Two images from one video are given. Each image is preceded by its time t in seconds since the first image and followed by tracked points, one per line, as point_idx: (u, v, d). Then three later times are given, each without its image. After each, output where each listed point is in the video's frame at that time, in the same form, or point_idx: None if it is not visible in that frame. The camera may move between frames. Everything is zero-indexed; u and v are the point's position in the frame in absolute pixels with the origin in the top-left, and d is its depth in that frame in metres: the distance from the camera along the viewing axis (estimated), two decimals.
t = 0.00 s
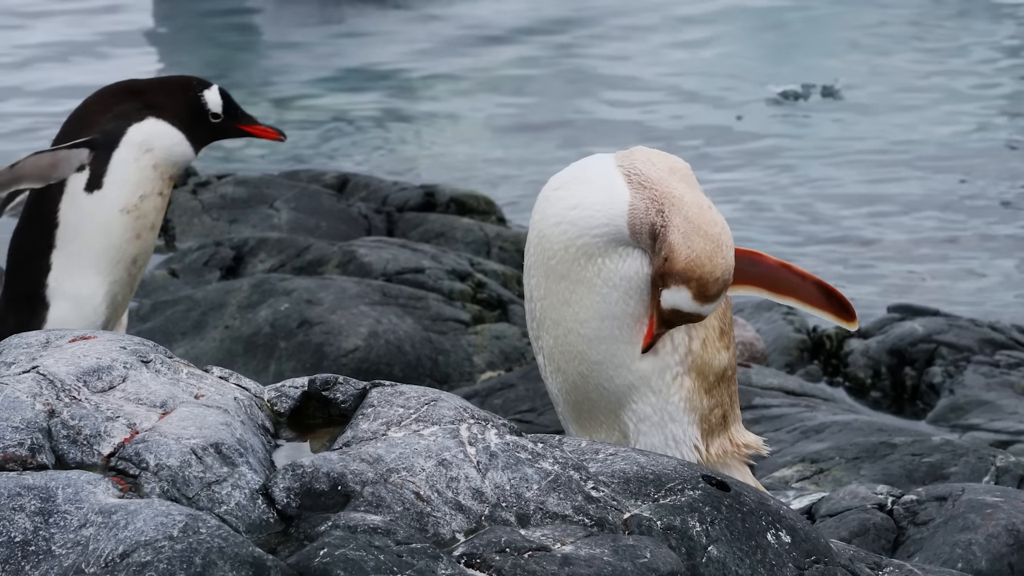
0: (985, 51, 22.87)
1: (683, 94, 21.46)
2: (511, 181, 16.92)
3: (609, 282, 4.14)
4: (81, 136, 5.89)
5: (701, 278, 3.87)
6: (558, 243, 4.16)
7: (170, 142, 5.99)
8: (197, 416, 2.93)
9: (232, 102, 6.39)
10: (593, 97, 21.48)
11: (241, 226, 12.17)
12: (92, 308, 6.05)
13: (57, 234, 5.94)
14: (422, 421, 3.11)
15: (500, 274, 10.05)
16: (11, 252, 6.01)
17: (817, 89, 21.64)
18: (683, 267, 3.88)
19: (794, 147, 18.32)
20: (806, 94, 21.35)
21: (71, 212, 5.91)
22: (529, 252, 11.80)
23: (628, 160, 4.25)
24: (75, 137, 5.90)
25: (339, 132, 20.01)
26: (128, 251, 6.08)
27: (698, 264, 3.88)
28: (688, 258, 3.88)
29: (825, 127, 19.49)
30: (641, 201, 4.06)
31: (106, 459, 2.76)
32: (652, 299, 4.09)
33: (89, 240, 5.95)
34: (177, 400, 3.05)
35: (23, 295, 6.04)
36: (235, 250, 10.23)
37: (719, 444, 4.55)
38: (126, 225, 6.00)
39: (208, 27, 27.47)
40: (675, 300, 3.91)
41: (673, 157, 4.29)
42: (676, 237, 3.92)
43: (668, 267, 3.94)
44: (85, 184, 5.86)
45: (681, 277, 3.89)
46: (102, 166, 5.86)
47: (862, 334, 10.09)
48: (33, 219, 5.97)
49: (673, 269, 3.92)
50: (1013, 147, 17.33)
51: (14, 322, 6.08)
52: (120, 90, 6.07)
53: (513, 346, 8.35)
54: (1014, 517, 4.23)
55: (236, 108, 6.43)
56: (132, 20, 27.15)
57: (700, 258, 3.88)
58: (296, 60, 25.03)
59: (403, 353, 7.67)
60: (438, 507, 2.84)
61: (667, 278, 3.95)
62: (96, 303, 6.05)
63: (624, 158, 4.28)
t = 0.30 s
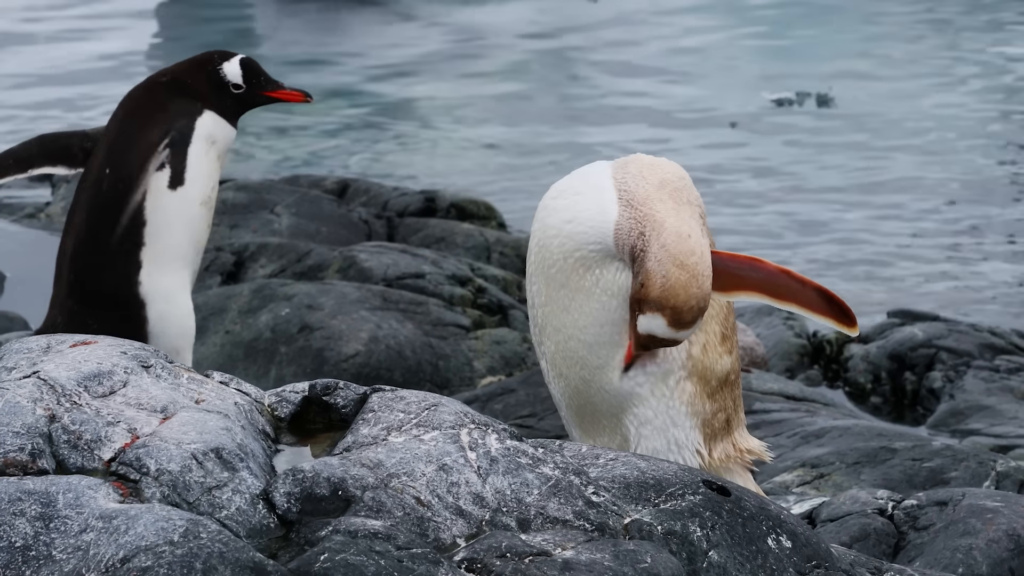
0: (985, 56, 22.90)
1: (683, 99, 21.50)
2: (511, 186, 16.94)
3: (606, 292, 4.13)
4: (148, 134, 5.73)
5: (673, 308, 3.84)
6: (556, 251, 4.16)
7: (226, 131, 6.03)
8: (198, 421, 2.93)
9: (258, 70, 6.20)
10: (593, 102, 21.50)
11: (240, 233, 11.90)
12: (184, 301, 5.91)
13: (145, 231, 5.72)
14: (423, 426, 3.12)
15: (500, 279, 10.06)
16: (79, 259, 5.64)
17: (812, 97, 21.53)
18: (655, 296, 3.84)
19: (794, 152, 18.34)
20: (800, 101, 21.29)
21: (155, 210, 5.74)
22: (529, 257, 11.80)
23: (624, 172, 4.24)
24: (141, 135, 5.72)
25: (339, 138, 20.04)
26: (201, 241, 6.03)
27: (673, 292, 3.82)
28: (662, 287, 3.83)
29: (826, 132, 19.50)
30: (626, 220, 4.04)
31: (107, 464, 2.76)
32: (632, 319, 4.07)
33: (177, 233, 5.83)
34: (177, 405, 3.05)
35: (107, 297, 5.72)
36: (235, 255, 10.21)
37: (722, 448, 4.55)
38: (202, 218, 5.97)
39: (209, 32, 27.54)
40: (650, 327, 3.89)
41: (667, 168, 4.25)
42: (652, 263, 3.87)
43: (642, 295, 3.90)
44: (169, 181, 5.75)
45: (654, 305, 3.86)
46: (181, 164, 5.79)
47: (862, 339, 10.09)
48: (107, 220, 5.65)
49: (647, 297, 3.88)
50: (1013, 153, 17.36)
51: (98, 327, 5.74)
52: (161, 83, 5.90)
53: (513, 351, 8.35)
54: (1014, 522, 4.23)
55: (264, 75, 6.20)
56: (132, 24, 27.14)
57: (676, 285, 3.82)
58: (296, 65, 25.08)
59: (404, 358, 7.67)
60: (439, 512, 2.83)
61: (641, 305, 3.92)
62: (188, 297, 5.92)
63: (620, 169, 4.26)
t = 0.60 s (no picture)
0: (985, 62, 22.91)
1: (683, 105, 21.52)
2: (511, 192, 16.96)
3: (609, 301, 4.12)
4: (178, 148, 5.81)
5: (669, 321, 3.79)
6: (559, 261, 4.16)
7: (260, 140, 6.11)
8: (198, 426, 2.93)
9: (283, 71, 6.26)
10: (594, 108, 21.52)
11: (240, 238, 11.97)
12: (213, 308, 6.05)
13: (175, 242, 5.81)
14: (424, 431, 3.12)
15: (501, 285, 10.08)
16: (109, 266, 5.71)
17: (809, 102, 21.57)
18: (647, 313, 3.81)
19: (794, 158, 18.37)
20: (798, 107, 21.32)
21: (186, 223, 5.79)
22: (530, 263, 11.81)
23: (624, 183, 4.23)
24: (172, 148, 5.81)
25: (338, 143, 20.06)
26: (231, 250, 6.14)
27: (668, 307, 3.78)
28: (658, 300, 3.79)
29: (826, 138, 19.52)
30: (622, 235, 4.02)
31: (108, 469, 2.76)
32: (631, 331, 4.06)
33: (208, 245, 5.94)
34: (178, 410, 3.05)
35: (141, 302, 5.82)
36: (235, 262, 10.22)
37: (725, 450, 4.55)
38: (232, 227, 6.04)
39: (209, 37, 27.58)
40: (647, 342, 3.85)
41: (666, 179, 4.24)
42: (646, 277, 3.84)
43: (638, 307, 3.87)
44: (202, 195, 5.82)
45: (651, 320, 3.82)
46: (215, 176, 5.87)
47: (863, 345, 10.10)
48: (137, 229, 5.73)
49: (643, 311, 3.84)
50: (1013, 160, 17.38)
51: (126, 331, 5.82)
52: (189, 92, 6.00)
53: (514, 357, 8.36)
54: (1015, 527, 4.22)
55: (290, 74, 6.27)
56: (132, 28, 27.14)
57: (670, 300, 3.77)
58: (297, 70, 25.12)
59: (404, 364, 7.67)
60: (439, 518, 2.84)
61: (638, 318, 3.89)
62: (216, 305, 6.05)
63: (618, 181, 4.26)
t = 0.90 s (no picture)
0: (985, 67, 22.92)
1: (683, 111, 21.54)
2: (512, 197, 16.97)
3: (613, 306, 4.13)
4: (173, 152, 5.78)
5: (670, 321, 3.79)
6: (562, 267, 4.15)
7: (262, 143, 6.06)
8: (199, 433, 2.93)
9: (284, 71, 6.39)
10: (594, 114, 21.54)
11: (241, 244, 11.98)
12: (212, 313, 6.06)
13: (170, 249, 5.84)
14: (425, 438, 3.12)
15: (502, 291, 10.07)
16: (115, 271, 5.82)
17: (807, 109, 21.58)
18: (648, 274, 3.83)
19: (794, 164, 18.38)
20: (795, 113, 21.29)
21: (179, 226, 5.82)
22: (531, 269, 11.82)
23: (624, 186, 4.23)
24: (170, 152, 5.79)
25: (338, 150, 20.09)
26: (234, 256, 6.12)
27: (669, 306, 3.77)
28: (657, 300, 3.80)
29: (826, 144, 19.54)
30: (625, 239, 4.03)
31: (109, 476, 2.76)
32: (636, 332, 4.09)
33: (201, 250, 5.91)
34: (179, 417, 3.05)
35: (139, 307, 5.91)
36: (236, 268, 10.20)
37: (730, 454, 4.52)
38: (232, 234, 6.02)
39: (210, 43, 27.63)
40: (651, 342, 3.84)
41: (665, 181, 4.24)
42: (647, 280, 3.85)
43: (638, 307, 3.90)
44: (194, 198, 5.81)
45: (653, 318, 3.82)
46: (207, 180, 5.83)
47: (865, 351, 10.10)
48: (135, 235, 5.79)
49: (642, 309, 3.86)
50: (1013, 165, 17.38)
51: (127, 338, 5.94)
52: (190, 100, 5.98)
53: (515, 363, 8.35)
54: (1017, 532, 4.21)
55: (292, 74, 6.40)
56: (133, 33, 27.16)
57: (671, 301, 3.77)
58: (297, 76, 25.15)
59: (405, 370, 7.66)
60: (440, 524, 2.83)
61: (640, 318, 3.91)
62: (215, 310, 6.06)
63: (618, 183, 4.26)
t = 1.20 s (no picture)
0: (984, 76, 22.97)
1: (683, 120, 21.59)
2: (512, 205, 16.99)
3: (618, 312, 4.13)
4: (174, 156, 5.84)
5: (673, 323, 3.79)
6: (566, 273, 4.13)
7: (259, 142, 6.12)
8: (201, 441, 2.94)
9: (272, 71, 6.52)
10: (594, 123, 21.59)
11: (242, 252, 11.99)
12: (221, 317, 6.09)
13: (176, 254, 5.87)
14: (427, 445, 3.12)
15: (503, 299, 10.09)
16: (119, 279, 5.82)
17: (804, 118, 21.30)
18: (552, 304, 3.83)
19: (795, 173, 18.42)
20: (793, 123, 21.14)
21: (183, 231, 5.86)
22: (531, 278, 11.83)
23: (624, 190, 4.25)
24: (170, 158, 5.84)
25: (339, 158, 20.13)
26: (236, 259, 6.16)
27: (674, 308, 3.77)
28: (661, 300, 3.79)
29: (826, 152, 19.57)
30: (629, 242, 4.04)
31: (111, 484, 2.77)
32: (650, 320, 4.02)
33: (206, 252, 5.96)
34: (181, 424, 3.06)
35: (146, 315, 5.92)
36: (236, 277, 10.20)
37: (736, 463, 4.51)
38: (234, 236, 6.08)
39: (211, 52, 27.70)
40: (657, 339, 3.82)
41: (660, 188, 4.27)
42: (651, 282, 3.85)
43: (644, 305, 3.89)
44: (197, 203, 5.87)
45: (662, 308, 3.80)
46: (210, 183, 5.89)
47: (865, 358, 10.11)
48: (137, 241, 5.80)
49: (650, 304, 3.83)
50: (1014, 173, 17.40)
51: (134, 345, 5.94)
52: (184, 104, 6.02)
53: (516, 371, 8.35)
54: (1018, 539, 4.20)
55: (279, 74, 6.54)
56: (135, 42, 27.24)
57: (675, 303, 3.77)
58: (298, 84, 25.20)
59: (406, 378, 7.67)
60: (442, 531, 2.84)
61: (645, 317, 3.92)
62: (224, 313, 6.10)
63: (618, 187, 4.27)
